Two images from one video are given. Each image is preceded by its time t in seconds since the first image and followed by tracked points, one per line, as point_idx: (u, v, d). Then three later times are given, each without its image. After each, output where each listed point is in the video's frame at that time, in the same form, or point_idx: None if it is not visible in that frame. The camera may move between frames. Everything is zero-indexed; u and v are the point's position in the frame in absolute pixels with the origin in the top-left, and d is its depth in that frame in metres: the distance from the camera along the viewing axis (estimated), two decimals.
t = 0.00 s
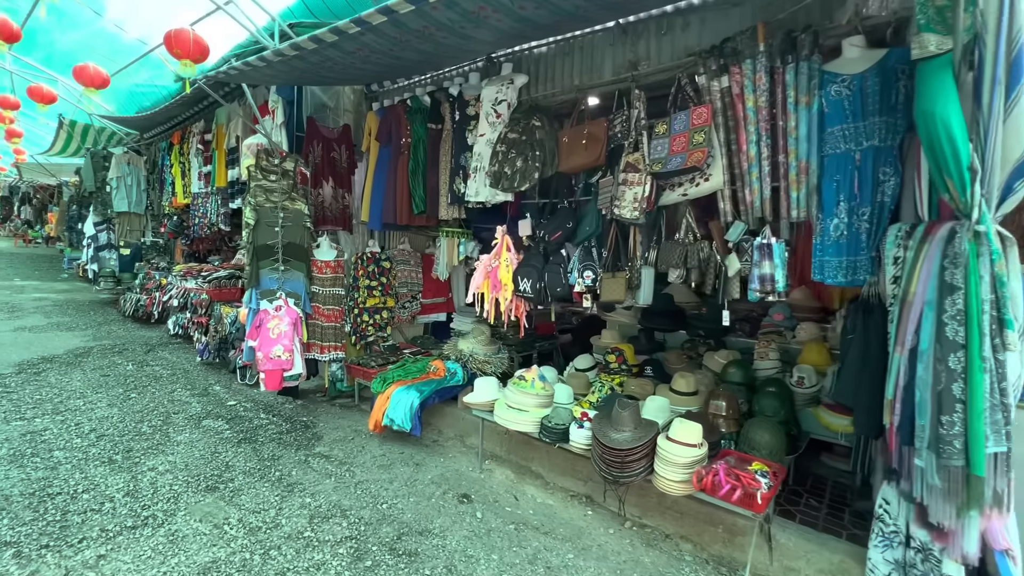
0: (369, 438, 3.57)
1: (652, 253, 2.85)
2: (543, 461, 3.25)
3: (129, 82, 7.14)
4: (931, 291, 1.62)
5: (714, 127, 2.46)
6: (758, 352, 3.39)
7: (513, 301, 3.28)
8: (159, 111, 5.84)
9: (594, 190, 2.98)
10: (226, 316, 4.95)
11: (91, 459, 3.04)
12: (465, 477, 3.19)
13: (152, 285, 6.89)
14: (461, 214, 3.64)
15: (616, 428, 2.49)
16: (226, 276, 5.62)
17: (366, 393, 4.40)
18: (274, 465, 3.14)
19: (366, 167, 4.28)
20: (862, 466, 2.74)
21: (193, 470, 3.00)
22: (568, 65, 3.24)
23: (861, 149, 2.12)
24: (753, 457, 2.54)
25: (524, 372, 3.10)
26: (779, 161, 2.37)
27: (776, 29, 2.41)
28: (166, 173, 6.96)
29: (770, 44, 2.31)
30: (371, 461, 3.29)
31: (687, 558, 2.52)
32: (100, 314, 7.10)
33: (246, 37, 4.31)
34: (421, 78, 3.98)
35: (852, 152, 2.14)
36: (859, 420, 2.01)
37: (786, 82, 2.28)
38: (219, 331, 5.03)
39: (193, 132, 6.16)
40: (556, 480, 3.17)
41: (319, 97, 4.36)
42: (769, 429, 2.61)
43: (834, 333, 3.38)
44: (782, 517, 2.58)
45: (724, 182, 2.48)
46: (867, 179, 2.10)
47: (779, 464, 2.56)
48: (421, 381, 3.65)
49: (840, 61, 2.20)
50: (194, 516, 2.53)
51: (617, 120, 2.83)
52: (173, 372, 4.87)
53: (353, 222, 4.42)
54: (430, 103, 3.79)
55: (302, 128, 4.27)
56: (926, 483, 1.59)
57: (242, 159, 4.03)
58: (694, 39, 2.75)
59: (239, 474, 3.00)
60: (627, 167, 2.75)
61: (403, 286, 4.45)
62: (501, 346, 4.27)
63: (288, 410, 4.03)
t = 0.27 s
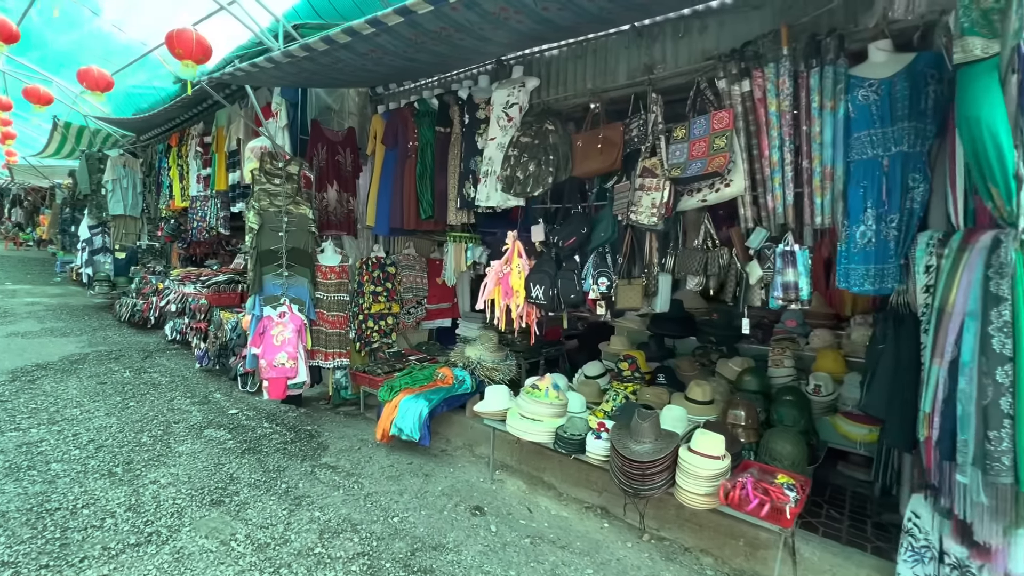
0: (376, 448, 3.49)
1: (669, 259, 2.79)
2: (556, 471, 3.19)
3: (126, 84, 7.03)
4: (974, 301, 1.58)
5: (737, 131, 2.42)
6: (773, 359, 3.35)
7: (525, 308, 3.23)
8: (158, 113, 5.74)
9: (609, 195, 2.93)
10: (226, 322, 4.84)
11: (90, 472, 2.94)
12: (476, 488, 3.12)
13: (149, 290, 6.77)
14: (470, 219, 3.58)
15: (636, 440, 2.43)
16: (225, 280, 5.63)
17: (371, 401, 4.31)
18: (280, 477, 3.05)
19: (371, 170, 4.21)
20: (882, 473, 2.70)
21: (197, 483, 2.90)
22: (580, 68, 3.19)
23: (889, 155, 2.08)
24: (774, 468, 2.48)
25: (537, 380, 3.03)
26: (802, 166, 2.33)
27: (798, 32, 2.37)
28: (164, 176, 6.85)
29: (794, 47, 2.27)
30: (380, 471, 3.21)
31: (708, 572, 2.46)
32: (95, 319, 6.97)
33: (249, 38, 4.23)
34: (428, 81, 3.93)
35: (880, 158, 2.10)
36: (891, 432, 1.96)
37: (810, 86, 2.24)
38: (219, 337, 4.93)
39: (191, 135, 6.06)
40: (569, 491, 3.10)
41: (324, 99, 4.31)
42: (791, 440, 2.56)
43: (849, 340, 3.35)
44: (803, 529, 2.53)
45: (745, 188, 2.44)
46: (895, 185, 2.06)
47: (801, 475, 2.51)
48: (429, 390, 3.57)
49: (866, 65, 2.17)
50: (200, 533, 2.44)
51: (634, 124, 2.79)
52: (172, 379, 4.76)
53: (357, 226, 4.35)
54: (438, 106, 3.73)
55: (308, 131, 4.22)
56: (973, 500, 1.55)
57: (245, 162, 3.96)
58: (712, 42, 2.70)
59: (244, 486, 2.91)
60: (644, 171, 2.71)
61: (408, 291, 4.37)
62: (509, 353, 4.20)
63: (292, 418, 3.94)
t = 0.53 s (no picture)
0: (385, 455, 3.44)
1: (685, 264, 2.78)
2: (569, 478, 3.16)
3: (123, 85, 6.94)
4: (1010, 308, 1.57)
5: (756, 136, 2.40)
6: (784, 364, 3.34)
7: (538, 313, 3.21)
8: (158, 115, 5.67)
9: (624, 200, 2.93)
10: (228, 326, 4.78)
11: (94, 481, 2.87)
12: (489, 495, 3.08)
13: (146, 294, 6.67)
14: (480, 223, 3.55)
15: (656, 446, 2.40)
16: (226, 284, 5.59)
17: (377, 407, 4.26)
18: (289, 485, 3.00)
19: (378, 174, 4.19)
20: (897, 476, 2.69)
21: (204, 492, 2.85)
22: (592, 72, 3.18)
23: (911, 161, 2.08)
24: (794, 474, 2.47)
25: (551, 386, 3.00)
26: (821, 172, 2.33)
27: (817, 38, 2.36)
28: (162, 179, 6.76)
29: (814, 53, 2.27)
30: (390, 479, 3.16)
31: None
32: (90, 324, 6.85)
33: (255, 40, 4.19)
34: (436, 84, 3.89)
35: (901, 163, 2.10)
36: (917, 438, 1.95)
37: (830, 92, 2.24)
38: (221, 342, 4.86)
39: (191, 137, 5.98)
40: (582, 498, 3.08)
41: (329, 102, 4.23)
42: (809, 445, 2.55)
43: (859, 344, 3.36)
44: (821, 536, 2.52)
45: (764, 193, 2.42)
46: (918, 191, 2.06)
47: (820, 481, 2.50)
48: (439, 396, 3.53)
49: (887, 71, 2.17)
50: (211, 544, 2.39)
51: (650, 128, 2.77)
52: (172, 385, 4.68)
53: (363, 230, 4.30)
54: (447, 110, 3.72)
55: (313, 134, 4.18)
56: (1011, 508, 1.54)
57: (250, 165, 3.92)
58: (727, 47, 2.70)
59: (252, 495, 2.85)
60: (660, 176, 2.70)
61: (414, 296, 4.34)
62: (517, 358, 4.17)
63: (297, 425, 3.88)
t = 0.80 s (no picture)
0: (399, 462, 3.42)
1: (704, 270, 2.80)
2: (585, 484, 3.15)
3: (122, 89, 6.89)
4: None
5: (777, 144, 2.42)
6: (797, 369, 3.37)
7: (554, 319, 3.21)
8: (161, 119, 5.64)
9: (642, 206, 2.93)
10: (234, 332, 4.72)
11: (106, 490, 2.82)
12: (506, 502, 3.07)
13: (146, 299, 6.59)
14: (493, 229, 3.55)
15: (680, 452, 2.42)
16: (229, 289, 5.54)
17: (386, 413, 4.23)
18: (304, 493, 2.97)
19: (388, 179, 4.18)
20: (915, 481, 2.76)
21: (220, 501, 2.81)
22: (608, 80, 3.20)
23: (933, 169, 2.10)
24: (816, 479, 2.48)
25: (569, 393, 3.00)
26: (842, 179, 2.36)
27: (838, 47, 2.40)
28: (162, 182, 6.69)
29: (835, 63, 2.30)
30: (406, 486, 3.14)
31: None
32: (88, 329, 6.75)
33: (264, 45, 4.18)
34: (448, 90, 3.89)
35: (923, 171, 2.12)
36: (945, 444, 1.96)
37: (852, 101, 2.27)
38: (226, 348, 4.80)
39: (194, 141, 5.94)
40: (599, 504, 3.07)
41: (340, 107, 4.26)
42: (829, 450, 2.57)
43: (870, 349, 3.40)
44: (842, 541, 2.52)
45: (785, 200, 2.44)
46: (940, 199, 2.09)
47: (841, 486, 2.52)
48: (453, 402, 3.51)
49: (908, 81, 2.20)
50: (231, 553, 2.36)
51: (669, 135, 2.78)
52: (177, 391, 4.62)
53: (373, 235, 4.28)
54: (461, 115, 3.72)
55: (323, 139, 4.16)
56: None
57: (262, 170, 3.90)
58: (745, 56, 2.73)
59: (269, 503, 2.82)
60: (679, 183, 2.72)
61: (423, 301, 4.29)
62: (527, 363, 4.17)
63: (308, 431, 3.84)
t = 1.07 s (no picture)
0: (415, 472, 3.40)
1: (724, 279, 2.81)
2: (603, 492, 3.15)
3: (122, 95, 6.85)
4: None
5: (800, 156, 2.46)
6: (811, 377, 3.40)
7: (571, 327, 3.23)
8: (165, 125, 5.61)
9: (661, 216, 2.97)
10: (241, 340, 4.68)
11: (122, 503, 2.78)
12: (525, 511, 3.06)
13: (147, 306, 6.51)
14: (508, 237, 3.55)
15: (706, 461, 2.43)
16: (234, 296, 5.50)
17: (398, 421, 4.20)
18: (323, 504, 2.94)
19: (400, 187, 4.19)
20: (929, 487, 2.76)
21: (238, 513, 2.78)
22: (625, 91, 3.24)
23: (955, 182, 2.15)
24: (838, 487, 2.51)
25: (589, 402, 3.01)
26: (863, 192, 2.40)
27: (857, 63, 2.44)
28: (164, 188, 6.63)
29: (856, 78, 2.35)
30: (424, 496, 3.12)
31: None
32: (86, 336, 6.65)
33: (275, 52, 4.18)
34: (461, 99, 3.90)
35: (945, 185, 2.17)
36: (973, 453, 2.00)
37: (873, 115, 2.31)
38: (233, 356, 4.75)
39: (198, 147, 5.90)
40: (618, 512, 3.07)
41: (352, 115, 4.21)
42: (850, 458, 2.60)
43: (881, 358, 3.44)
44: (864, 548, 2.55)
45: (807, 211, 2.47)
46: (962, 212, 2.13)
47: (862, 493, 2.55)
48: (468, 410, 3.52)
49: (928, 96, 2.24)
50: (256, 567, 2.33)
51: (688, 147, 2.82)
52: (184, 400, 4.56)
53: (385, 243, 4.27)
54: (475, 125, 3.74)
55: (336, 146, 4.16)
56: None
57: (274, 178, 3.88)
58: (764, 69, 2.77)
59: (287, 515, 2.79)
60: (699, 194, 2.75)
61: (434, 309, 4.36)
62: (539, 371, 4.17)
63: (319, 441, 3.81)
